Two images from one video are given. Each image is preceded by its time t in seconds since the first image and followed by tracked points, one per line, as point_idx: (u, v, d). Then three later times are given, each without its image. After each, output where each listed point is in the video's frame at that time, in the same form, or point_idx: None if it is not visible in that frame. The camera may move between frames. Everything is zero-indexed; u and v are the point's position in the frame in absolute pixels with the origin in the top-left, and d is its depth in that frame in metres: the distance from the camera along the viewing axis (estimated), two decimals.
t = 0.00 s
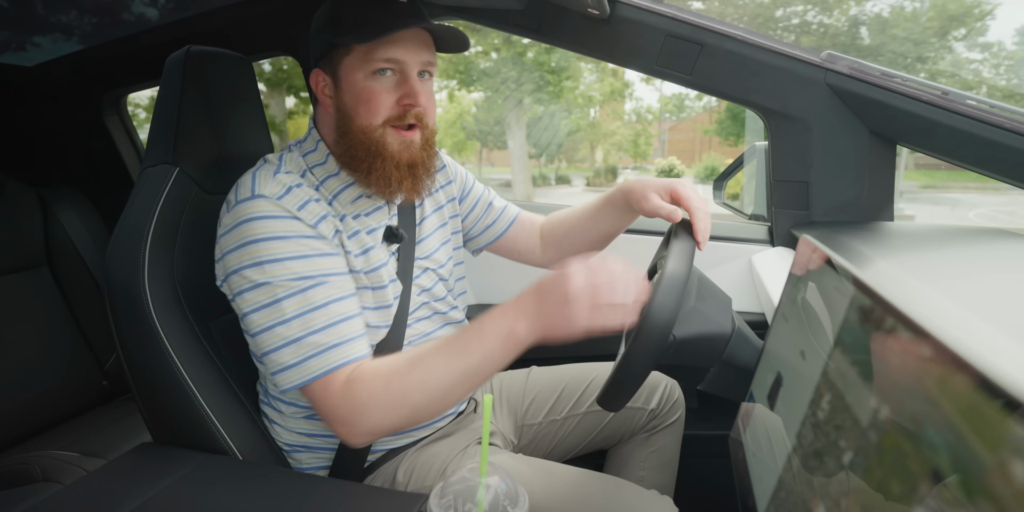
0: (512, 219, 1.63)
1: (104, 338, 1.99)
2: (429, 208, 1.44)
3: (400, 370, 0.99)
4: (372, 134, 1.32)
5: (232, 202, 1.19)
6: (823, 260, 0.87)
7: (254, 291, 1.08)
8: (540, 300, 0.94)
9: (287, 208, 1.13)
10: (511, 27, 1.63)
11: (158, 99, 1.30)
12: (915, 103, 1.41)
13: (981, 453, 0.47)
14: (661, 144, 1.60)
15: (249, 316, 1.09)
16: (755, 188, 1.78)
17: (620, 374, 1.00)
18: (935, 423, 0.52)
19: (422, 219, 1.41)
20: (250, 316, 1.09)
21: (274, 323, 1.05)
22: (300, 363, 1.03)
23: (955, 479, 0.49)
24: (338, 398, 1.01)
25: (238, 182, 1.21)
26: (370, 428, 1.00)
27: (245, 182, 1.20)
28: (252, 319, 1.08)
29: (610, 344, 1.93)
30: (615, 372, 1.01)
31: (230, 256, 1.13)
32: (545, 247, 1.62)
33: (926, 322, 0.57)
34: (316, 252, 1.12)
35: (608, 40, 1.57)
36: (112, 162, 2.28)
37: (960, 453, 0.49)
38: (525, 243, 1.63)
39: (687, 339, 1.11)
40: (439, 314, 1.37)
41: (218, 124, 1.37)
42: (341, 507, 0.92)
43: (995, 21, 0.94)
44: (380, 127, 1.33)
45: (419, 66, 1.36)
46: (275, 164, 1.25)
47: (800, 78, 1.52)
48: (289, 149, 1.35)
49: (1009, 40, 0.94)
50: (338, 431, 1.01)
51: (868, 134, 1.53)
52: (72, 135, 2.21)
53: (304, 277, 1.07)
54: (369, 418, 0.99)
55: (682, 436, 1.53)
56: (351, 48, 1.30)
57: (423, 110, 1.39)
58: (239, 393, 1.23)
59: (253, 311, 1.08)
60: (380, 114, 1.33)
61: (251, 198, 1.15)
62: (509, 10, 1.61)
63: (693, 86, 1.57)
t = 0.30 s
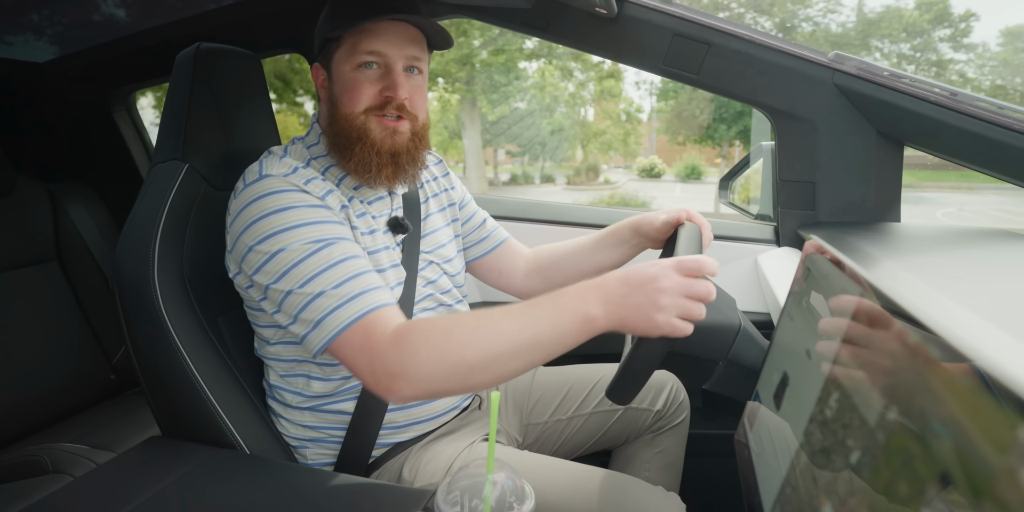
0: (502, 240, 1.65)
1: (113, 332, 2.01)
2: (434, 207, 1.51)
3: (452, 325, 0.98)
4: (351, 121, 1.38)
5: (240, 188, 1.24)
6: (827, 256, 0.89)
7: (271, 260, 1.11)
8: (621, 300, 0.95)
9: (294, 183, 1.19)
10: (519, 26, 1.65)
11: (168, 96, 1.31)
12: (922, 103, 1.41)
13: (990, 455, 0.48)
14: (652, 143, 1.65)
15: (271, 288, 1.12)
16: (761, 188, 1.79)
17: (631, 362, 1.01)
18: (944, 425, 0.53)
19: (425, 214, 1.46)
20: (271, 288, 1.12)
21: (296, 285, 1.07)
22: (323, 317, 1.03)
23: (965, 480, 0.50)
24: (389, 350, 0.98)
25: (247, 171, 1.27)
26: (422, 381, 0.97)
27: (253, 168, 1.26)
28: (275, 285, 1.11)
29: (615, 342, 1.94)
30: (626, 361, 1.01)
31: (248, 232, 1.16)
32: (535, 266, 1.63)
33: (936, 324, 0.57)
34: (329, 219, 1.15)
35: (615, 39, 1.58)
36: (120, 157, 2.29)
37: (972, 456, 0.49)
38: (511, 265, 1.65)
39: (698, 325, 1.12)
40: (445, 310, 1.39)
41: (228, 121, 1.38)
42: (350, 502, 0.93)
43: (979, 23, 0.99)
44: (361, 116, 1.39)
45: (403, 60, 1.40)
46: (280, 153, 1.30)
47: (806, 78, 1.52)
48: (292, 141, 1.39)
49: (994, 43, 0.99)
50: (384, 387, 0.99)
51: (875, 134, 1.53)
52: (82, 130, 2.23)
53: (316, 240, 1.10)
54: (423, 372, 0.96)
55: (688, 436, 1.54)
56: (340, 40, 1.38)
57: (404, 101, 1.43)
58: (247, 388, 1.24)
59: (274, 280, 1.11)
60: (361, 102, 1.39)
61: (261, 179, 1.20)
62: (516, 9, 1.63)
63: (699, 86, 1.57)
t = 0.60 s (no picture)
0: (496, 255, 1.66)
1: (111, 332, 2.01)
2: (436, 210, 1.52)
3: (462, 325, 1.01)
4: (386, 119, 1.40)
5: (247, 186, 1.24)
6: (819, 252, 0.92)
7: (281, 260, 1.12)
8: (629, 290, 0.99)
9: (303, 185, 1.19)
10: (516, 26, 1.64)
11: (167, 96, 1.31)
12: (918, 104, 1.42)
13: (978, 448, 0.48)
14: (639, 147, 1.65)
15: (279, 286, 1.12)
16: (757, 189, 1.79)
17: (632, 361, 1.01)
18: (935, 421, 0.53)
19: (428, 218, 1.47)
20: (279, 286, 1.12)
21: (307, 284, 1.08)
22: (334, 316, 1.05)
23: (955, 473, 0.50)
24: (400, 349, 1.01)
25: (255, 168, 1.26)
26: (433, 380, 1.00)
27: (260, 167, 1.26)
28: (283, 284, 1.11)
29: (612, 342, 1.94)
30: (626, 360, 1.02)
31: (256, 231, 1.16)
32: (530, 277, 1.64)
33: (928, 321, 0.58)
34: (337, 220, 1.16)
35: (613, 40, 1.58)
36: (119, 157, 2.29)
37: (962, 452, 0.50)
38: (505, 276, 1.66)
39: (696, 323, 1.13)
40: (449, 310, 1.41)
41: (226, 121, 1.38)
42: (347, 500, 0.93)
43: (962, 23, 1.01)
44: (394, 114, 1.41)
45: (433, 60, 1.43)
46: (288, 153, 1.30)
47: (804, 79, 1.52)
48: (300, 143, 1.39)
49: (977, 43, 1.01)
50: (396, 384, 1.02)
51: (872, 134, 1.53)
52: (80, 129, 2.23)
53: (327, 241, 1.11)
54: (434, 370, 0.99)
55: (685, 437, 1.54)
56: (373, 39, 1.38)
57: (434, 101, 1.47)
58: (244, 387, 1.24)
59: (282, 279, 1.11)
60: (395, 100, 1.41)
61: (267, 179, 1.21)
62: (515, 9, 1.62)
63: (697, 86, 1.58)
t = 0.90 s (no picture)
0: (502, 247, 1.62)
1: (114, 336, 1.99)
2: (438, 212, 1.49)
3: (436, 321, 0.94)
4: (420, 135, 1.38)
5: (252, 189, 1.22)
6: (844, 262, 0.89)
7: (282, 265, 1.09)
8: (597, 232, 0.88)
9: (309, 189, 1.18)
10: (525, 28, 1.61)
11: (173, 98, 1.30)
12: (933, 108, 1.40)
13: None
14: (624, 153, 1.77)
15: (279, 293, 1.10)
16: (767, 193, 1.77)
17: (647, 371, 1.01)
18: (991, 440, 0.51)
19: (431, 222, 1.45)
20: (280, 293, 1.10)
21: (307, 289, 1.06)
22: (333, 322, 1.02)
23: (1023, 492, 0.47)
24: (383, 358, 0.97)
25: (259, 173, 1.25)
26: (420, 386, 0.95)
27: (265, 170, 1.25)
28: (284, 289, 1.09)
29: (620, 347, 1.92)
30: (642, 369, 1.02)
31: (254, 238, 1.15)
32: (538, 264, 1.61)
33: (973, 332, 0.56)
34: (341, 225, 1.14)
35: (625, 42, 1.56)
36: (119, 159, 2.26)
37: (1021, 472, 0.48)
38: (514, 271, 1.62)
39: (713, 330, 1.12)
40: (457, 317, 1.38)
41: (232, 124, 1.35)
42: None
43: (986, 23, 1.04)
44: (426, 129, 1.39)
45: (461, 76, 1.43)
46: (294, 158, 1.30)
47: (818, 82, 1.51)
48: (304, 147, 1.39)
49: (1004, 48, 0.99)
50: (389, 397, 0.98)
51: (885, 138, 1.52)
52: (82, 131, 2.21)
53: (329, 246, 1.08)
54: (422, 379, 0.94)
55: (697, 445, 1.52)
56: (408, 54, 1.34)
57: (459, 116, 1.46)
58: (252, 395, 1.21)
59: (282, 285, 1.09)
60: (427, 116, 1.39)
61: (273, 181, 1.19)
62: (525, 11, 1.60)
63: (709, 89, 1.56)
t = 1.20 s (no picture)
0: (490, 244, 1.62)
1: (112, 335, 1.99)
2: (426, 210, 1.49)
3: (441, 306, 0.95)
4: (366, 128, 1.38)
5: (241, 184, 1.22)
6: (840, 261, 0.89)
7: (274, 251, 1.09)
8: (613, 243, 0.87)
9: (297, 178, 1.19)
10: (523, 27, 1.61)
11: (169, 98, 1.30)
12: (929, 106, 1.40)
13: None
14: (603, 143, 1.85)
15: (272, 279, 1.10)
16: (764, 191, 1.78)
17: (642, 367, 1.02)
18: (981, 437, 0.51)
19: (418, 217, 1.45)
20: (272, 278, 1.10)
21: (301, 273, 1.06)
22: (326, 304, 1.02)
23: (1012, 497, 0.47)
24: (382, 338, 0.97)
25: (249, 166, 1.25)
26: (417, 366, 0.94)
27: (253, 165, 1.25)
28: (277, 275, 1.09)
29: (617, 345, 1.93)
30: (637, 366, 1.02)
31: (250, 225, 1.14)
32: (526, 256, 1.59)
33: (966, 331, 0.56)
34: (330, 212, 1.15)
35: (622, 41, 1.56)
36: (115, 158, 2.26)
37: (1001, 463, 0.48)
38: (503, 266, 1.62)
39: (707, 326, 1.12)
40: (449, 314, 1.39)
41: (230, 123, 1.36)
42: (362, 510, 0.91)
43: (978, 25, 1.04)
44: (373, 123, 1.40)
45: (419, 76, 1.43)
46: (281, 152, 1.30)
47: (814, 80, 1.51)
48: (291, 145, 1.38)
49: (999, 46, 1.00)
50: (386, 375, 0.97)
51: (881, 137, 1.52)
52: (79, 130, 2.20)
53: (319, 231, 1.09)
54: (419, 358, 0.94)
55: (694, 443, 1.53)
56: (360, 47, 1.37)
57: (415, 117, 1.45)
58: (249, 393, 1.21)
59: (275, 271, 1.09)
60: (374, 109, 1.40)
61: (262, 174, 1.20)
62: (522, 10, 1.60)
63: (705, 88, 1.56)
